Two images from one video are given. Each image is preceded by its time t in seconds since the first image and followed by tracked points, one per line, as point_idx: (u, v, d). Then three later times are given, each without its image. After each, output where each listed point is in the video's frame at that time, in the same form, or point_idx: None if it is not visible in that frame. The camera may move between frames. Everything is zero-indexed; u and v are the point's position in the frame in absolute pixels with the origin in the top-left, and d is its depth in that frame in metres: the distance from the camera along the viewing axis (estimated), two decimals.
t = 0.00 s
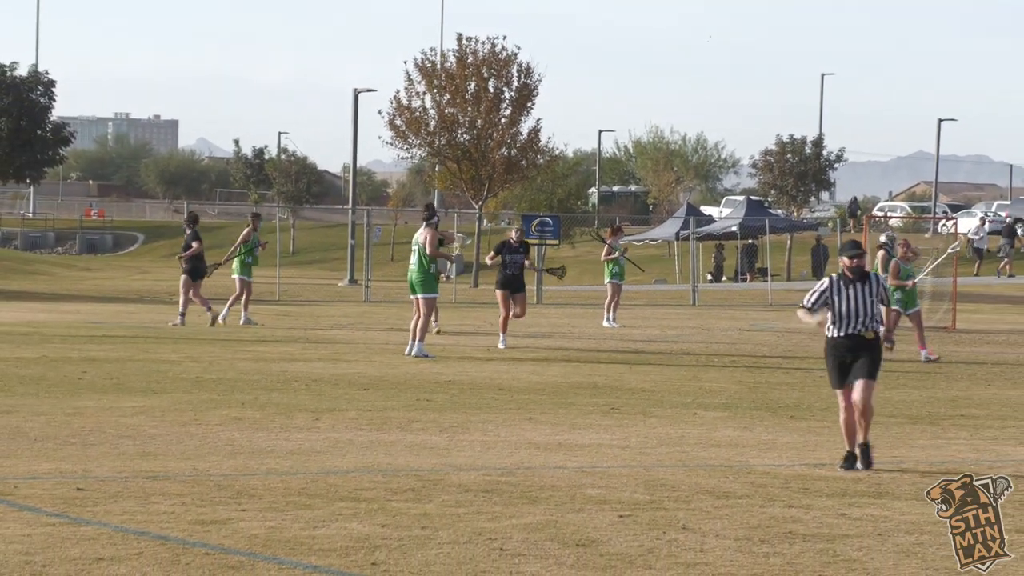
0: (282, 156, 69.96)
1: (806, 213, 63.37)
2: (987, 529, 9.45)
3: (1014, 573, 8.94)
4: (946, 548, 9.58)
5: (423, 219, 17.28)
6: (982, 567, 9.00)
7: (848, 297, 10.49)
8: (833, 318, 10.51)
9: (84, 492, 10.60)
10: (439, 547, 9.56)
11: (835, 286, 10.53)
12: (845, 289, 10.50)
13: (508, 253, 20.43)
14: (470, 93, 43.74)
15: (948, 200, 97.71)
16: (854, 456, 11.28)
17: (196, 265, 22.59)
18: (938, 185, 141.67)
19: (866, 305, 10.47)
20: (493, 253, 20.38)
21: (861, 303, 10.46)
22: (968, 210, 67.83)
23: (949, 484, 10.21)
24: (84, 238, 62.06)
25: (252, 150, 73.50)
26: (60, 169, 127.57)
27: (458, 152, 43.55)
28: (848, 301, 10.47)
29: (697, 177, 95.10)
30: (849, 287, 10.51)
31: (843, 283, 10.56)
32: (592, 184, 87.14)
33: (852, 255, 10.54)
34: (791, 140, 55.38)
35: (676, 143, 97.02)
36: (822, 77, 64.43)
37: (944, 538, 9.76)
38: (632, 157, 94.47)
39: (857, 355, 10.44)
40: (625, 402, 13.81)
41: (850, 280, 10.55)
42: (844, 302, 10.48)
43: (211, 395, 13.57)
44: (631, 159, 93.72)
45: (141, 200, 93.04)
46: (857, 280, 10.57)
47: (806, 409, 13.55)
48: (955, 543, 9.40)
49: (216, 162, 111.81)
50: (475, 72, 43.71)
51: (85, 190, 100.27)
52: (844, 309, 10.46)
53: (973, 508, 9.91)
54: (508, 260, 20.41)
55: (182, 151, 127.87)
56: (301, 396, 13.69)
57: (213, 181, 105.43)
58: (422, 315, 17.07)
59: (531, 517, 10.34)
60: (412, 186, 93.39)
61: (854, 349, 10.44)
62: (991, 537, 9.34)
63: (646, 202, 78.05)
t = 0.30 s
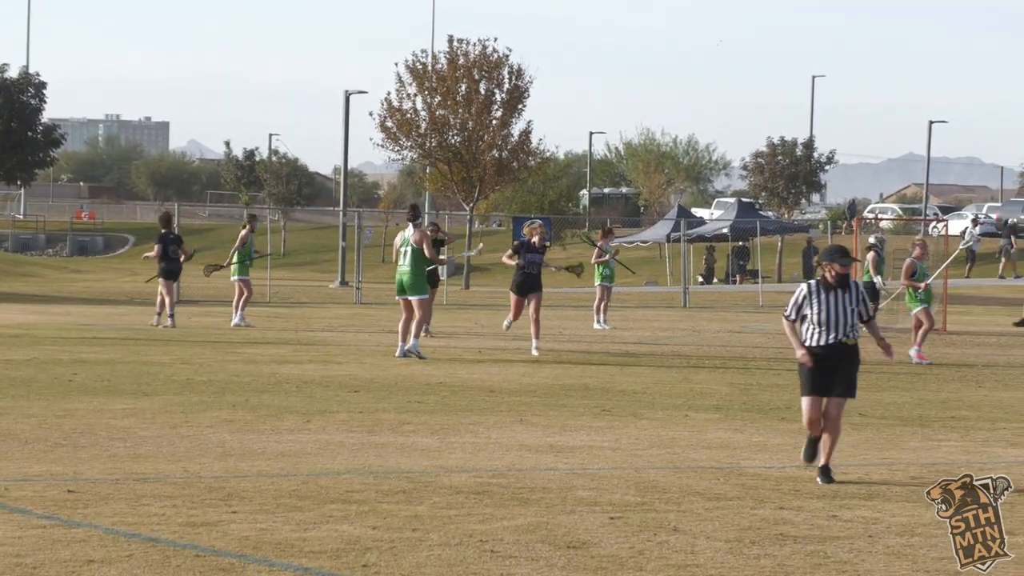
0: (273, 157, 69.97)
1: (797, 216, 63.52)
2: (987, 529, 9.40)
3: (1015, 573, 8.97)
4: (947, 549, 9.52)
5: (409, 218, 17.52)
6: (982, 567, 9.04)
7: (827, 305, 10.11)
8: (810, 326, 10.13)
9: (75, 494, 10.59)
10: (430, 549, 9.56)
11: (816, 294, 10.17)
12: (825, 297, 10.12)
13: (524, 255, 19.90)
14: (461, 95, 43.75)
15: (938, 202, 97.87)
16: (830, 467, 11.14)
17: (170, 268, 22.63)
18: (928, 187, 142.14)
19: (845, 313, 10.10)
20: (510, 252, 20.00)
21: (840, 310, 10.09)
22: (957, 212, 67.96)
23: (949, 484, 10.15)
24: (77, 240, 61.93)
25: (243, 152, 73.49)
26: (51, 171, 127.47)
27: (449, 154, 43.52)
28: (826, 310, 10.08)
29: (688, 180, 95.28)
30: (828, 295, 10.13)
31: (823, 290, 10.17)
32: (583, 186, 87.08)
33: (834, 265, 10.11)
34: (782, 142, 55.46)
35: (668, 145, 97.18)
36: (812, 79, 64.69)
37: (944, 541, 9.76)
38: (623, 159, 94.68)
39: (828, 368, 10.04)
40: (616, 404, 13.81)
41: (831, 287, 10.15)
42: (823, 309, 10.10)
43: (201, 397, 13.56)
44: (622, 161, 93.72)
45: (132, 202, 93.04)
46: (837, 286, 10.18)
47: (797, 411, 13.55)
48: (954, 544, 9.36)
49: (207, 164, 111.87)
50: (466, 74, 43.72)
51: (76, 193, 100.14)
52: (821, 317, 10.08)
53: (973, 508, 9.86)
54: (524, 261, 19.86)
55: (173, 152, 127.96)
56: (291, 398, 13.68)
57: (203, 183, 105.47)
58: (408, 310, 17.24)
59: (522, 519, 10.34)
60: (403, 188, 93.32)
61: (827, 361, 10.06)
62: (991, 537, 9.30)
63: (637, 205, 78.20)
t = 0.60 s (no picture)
0: (261, 159, 69.99)
1: (785, 217, 63.67)
2: (987, 529, 9.42)
3: (1014, 573, 8.99)
4: (947, 547, 9.57)
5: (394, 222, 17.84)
6: (982, 567, 9.05)
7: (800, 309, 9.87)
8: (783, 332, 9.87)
9: (63, 496, 10.59)
10: (417, 550, 9.56)
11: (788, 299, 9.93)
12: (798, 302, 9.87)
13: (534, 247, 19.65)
14: (449, 96, 43.80)
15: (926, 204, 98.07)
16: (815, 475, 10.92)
17: (143, 269, 22.68)
18: (915, 188, 142.42)
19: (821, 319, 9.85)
20: (517, 245, 19.71)
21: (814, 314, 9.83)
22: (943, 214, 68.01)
23: (949, 485, 10.22)
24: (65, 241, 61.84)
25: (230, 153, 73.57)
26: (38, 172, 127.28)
27: (437, 155, 43.51)
28: (799, 315, 9.84)
29: (675, 181, 95.40)
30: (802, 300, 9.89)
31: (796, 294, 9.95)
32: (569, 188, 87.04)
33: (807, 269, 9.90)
34: (769, 144, 55.54)
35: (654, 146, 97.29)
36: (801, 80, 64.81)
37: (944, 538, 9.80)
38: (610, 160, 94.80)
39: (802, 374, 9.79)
40: (604, 405, 13.81)
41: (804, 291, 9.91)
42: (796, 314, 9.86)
43: (188, 398, 13.57)
44: (609, 163, 93.65)
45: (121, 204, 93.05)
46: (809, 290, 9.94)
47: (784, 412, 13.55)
48: (954, 544, 9.39)
49: (194, 164, 111.90)
50: (453, 75, 43.76)
51: (63, 194, 100.06)
52: (795, 322, 9.83)
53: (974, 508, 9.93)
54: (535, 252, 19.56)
55: (161, 154, 127.98)
56: (279, 400, 13.67)
57: (191, 184, 105.53)
58: (393, 314, 17.28)
59: (510, 520, 10.34)
60: (391, 189, 93.28)
61: (801, 367, 9.81)
62: (991, 538, 9.31)
63: (624, 206, 78.28)
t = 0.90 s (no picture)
0: (244, 160, 70.22)
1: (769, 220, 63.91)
2: (988, 530, 9.58)
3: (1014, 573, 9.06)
4: (946, 545, 9.73)
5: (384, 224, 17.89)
6: (982, 567, 9.12)
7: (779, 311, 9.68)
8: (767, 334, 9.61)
9: (46, 498, 10.57)
10: (401, 552, 9.54)
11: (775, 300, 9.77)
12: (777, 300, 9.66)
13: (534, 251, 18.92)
14: (433, 98, 43.90)
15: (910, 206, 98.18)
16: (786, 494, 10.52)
17: (117, 270, 22.91)
18: (898, 190, 142.98)
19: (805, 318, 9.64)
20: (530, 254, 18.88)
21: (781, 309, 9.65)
22: (927, 215, 68.20)
23: (949, 485, 10.36)
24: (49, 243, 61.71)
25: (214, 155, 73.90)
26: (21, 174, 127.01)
27: (422, 157, 43.55)
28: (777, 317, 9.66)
29: (659, 183, 95.60)
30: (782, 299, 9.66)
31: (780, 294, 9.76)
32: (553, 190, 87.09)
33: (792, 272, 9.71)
34: (754, 146, 55.64)
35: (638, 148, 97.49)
36: (785, 84, 64.84)
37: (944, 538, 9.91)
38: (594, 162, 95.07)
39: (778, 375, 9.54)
40: (588, 407, 13.82)
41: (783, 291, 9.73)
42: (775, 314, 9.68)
43: (172, 400, 13.55)
44: (593, 165, 93.68)
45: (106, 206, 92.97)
46: (797, 288, 9.68)
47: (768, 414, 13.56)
48: (955, 544, 9.50)
49: (178, 168, 112.01)
50: (438, 77, 43.88)
51: (48, 196, 99.94)
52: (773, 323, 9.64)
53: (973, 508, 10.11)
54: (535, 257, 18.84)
55: (145, 156, 128.00)
56: (263, 402, 13.66)
57: (174, 187, 105.57)
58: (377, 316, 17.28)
59: (494, 522, 10.33)
60: (376, 191, 93.28)
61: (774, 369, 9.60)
62: (992, 537, 9.46)
63: (608, 207, 78.39)
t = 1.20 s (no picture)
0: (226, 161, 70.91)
1: (751, 220, 64.07)
2: (987, 530, 9.32)
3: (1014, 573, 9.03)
4: (949, 552, 9.45)
5: (371, 224, 17.89)
6: (982, 567, 9.08)
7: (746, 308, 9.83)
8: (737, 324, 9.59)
9: (28, 499, 10.56)
10: (383, 554, 9.53)
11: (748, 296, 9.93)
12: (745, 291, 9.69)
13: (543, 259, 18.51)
14: (415, 99, 44.07)
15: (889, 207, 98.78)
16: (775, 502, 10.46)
17: (88, 269, 22.93)
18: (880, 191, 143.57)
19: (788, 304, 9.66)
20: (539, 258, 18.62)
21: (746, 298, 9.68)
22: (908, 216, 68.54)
23: (948, 484, 9.74)
24: (31, 243, 61.73)
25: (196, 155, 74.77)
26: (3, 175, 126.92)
27: (404, 158, 43.68)
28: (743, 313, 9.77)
29: (642, 184, 96.04)
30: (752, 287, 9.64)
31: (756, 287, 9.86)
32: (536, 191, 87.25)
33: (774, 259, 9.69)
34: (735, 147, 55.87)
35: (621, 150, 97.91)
36: (767, 84, 65.01)
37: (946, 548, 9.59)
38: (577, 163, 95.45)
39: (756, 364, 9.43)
40: (570, 408, 13.83)
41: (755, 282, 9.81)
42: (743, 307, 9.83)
43: (154, 401, 13.54)
44: (576, 166, 93.90)
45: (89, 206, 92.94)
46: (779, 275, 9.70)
47: (750, 415, 13.58)
48: (955, 544, 9.35)
49: (160, 168, 112.12)
50: (420, 78, 44.07)
51: (30, 196, 99.86)
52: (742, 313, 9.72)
53: (973, 507, 9.51)
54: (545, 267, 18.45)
55: (127, 156, 128.05)
56: (245, 403, 13.65)
57: (156, 187, 105.67)
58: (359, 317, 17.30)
59: (477, 523, 10.32)
60: (360, 191, 93.53)
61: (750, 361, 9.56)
62: (992, 538, 9.24)
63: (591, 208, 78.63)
